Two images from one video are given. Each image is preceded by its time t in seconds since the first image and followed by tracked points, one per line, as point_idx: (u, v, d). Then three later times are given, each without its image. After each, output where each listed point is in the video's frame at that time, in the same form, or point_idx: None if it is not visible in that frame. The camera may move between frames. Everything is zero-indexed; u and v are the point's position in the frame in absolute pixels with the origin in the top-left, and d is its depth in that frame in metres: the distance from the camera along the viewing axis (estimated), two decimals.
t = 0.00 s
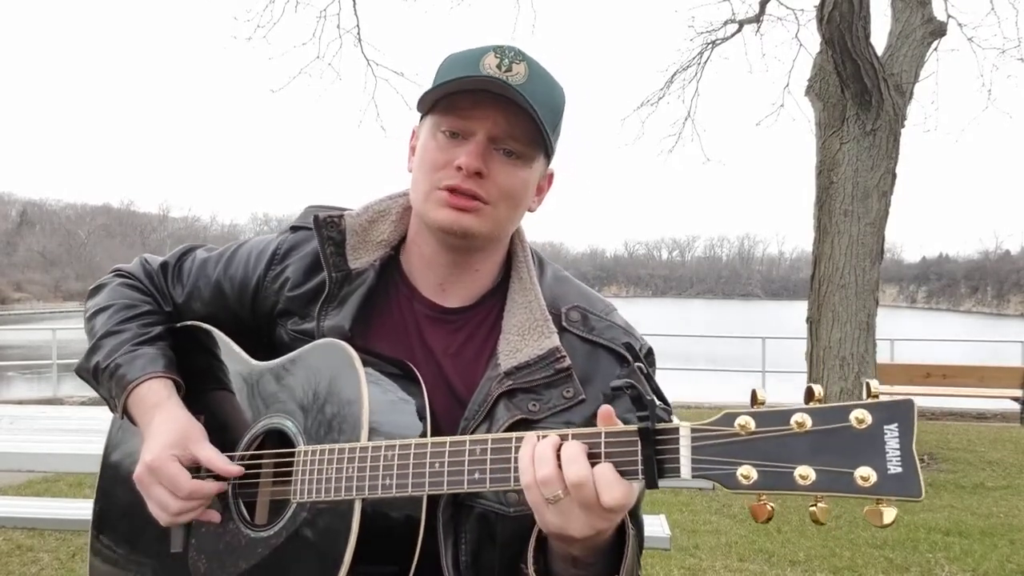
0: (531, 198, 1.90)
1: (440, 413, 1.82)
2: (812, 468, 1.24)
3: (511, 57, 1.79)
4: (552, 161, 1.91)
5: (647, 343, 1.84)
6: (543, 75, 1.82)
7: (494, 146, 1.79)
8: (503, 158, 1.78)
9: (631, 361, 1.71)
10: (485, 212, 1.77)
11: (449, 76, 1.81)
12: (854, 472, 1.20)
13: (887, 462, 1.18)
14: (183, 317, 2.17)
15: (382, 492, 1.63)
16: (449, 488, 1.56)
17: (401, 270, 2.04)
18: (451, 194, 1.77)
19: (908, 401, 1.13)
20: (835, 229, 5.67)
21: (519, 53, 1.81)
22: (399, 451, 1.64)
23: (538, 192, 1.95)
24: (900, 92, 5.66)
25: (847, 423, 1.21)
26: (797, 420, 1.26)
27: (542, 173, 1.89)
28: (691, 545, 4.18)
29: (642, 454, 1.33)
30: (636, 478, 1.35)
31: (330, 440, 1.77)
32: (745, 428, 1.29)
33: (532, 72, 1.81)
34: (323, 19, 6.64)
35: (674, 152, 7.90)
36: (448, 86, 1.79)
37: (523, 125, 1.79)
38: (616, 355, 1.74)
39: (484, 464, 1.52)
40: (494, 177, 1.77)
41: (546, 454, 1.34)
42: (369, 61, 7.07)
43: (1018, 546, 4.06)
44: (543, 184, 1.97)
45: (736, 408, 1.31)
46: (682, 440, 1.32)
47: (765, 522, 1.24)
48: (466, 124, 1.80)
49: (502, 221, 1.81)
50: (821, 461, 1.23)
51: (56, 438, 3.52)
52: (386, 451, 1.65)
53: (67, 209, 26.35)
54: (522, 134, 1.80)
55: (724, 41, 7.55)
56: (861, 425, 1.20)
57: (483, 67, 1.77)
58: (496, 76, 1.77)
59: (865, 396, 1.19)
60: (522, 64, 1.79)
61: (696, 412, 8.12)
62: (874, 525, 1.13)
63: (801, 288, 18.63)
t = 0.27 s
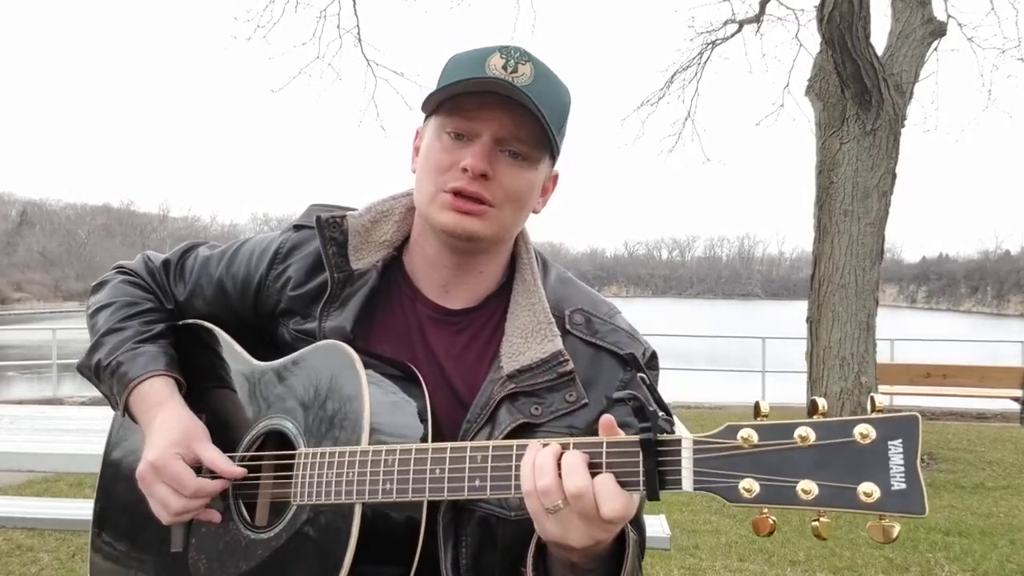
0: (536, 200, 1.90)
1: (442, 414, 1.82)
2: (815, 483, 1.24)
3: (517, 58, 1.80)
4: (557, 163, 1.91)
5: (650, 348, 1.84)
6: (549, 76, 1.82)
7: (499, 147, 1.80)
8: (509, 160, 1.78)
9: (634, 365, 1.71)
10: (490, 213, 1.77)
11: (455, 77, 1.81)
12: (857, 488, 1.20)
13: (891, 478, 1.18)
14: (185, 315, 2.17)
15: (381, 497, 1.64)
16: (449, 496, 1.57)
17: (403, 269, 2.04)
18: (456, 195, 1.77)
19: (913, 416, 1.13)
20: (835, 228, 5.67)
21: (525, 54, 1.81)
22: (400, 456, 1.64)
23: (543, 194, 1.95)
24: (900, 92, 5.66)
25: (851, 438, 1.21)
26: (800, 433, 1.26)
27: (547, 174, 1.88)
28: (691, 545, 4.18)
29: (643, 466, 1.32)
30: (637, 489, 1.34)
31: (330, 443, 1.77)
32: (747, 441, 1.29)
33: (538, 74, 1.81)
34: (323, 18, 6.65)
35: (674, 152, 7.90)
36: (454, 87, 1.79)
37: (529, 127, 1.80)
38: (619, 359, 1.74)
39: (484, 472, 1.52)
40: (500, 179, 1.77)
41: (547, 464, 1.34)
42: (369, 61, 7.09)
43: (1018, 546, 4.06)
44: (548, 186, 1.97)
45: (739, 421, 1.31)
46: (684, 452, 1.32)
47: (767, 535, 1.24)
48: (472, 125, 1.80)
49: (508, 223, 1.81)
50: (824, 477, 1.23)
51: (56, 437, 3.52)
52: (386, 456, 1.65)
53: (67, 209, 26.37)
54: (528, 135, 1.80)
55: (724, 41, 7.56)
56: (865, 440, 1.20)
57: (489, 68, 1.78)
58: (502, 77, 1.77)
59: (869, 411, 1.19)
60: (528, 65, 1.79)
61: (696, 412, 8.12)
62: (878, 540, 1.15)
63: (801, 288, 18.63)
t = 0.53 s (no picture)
0: (538, 201, 1.90)
1: (443, 415, 1.82)
2: (817, 487, 1.24)
3: (519, 59, 1.80)
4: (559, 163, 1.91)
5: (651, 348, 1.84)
6: (550, 76, 1.82)
7: (501, 148, 1.79)
8: (511, 161, 1.78)
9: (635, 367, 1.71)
10: (492, 216, 1.77)
11: (456, 78, 1.81)
12: (859, 492, 1.20)
13: (892, 483, 1.19)
14: (185, 314, 2.17)
15: (382, 498, 1.64)
16: (449, 498, 1.57)
17: (404, 270, 2.04)
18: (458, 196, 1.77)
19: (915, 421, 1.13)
20: (835, 229, 5.67)
21: (527, 55, 1.82)
22: (400, 458, 1.64)
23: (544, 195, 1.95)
24: (900, 92, 5.66)
25: (853, 443, 1.21)
26: (802, 438, 1.26)
27: (549, 176, 1.89)
28: (691, 545, 4.18)
29: (644, 470, 1.32)
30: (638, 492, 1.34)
31: (330, 443, 1.77)
32: (749, 446, 1.29)
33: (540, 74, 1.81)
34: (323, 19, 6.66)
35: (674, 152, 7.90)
36: (456, 88, 1.79)
37: (531, 128, 1.80)
38: (620, 361, 1.74)
39: (485, 474, 1.52)
40: (502, 180, 1.77)
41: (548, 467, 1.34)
42: (368, 61, 7.11)
43: (1018, 546, 4.06)
44: (549, 187, 1.97)
45: (741, 425, 1.31)
46: (685, 456, 1.32)
47: (768, 540, 1.25)
48: (474, 126, 1.80)
49: (509, 224, 1.81)
50: (825, 481, 1.23)
51: (56, 437, 3.52)
52: (387, 457, 1.65)
53: (67, 209, 26.37)
54: (530, 136, 1.80)
55: (724, 41, 7.56)
56: (867, 445, 1.20)
57: (491, 69, 1.78)
58: (504, 78, 1.77)
59: (871, 416, 1.19)
60: (531, 66, 1.79)
61: (696, 412, 8.12)
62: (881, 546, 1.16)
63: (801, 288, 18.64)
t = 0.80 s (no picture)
0: (536, 200, 1.90)
1: (442, 415, 1.82)
2: (815, 486, 1.23)
3: (516, 57, 1.80)
4: (557, 162, 1.91)
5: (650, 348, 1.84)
6: (547, 75, 1.82)
7: (498, 146, 1.79)
8: (508, 159, 1.78)
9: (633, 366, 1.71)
10: (488, 213, 1.77)
11: (453, 77, 1.81)
12: (858, 491, 1.20)
13: (891, 481, 1.18)
14: (185, 314, 2.17)
15: (382, 498, 1.64)
16: (449, 497, 1.56)
17: (403, 269, 2.04)
18: (455, 195, 1.77)
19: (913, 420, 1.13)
20: (835, 229, 5.66)
21: (524, 53, 1.82)
22: (400, 457, 1.64)
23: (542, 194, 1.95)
24: (900, 92, 5.66)
25: (852, 441, 1.21)
26: (801, 436, 1.25)
27: (546, 175, 1.88)
28: (692, 546, 4.18)
29: (643, 469, 1.33)
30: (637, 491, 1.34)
31: (330, 443, 1.76)
32: (747, 444, 1.29)
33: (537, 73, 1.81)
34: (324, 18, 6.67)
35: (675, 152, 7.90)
36: (452, 87, 1.80)
37: (527, 126, 1.80)
38: (618, 361, 1.74)
39: (484, 473, 1.52)
40: (498, 178, 1.77)
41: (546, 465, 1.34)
42: (369, 62, 7.08)
43: (1019, 547, 4.06)
44: (548, 185, 1.97)
45: (739, 424, 1.31)
46: (684, 455, 1.32)
47: (767, 538, 1.25)
48: (470, 125, 1.80)
49: (507, 222, 1.80)
50: (824, 480, 1.23)
51: (56, 438, 3.52)
52: (386, 456, 1.65)
53: (67, 209, 26.36)
54: (527, 134, 1.80)
55: (724, 41, 7.55)
56: (866, 443, 1.20)
57: (487, 68, 1.78)
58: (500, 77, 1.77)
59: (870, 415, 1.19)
60: (527, 64, 1.79)
61: (696, 412, 8.12)
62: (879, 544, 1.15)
63: (801, 288, 18.64)
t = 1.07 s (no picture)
0: (534, 199, 1.90)
1: (442, 414, 1.82)
2: (815, 477, 1.24)
3: (514, 58, 1.80)
4: (555, 162, 1.91)
5: (649, 347, 1.84)
6: (544, 75, 1.82)
7: (496, 146, 1.80)
8: (505, 159, 1.78)
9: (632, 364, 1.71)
10: (485, 212, 1.77)
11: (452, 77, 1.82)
12: (857, 481, 1.20)
13: (889, 471, 1.18)
14: (185, 315, 2.17)
15: (382, 494, 1.64)
16: (450, 493, 1.56)
17: (402, 269, 2.04)
18: (452, 195, 1.77)
19: (911, 410, 1.13)
20: (835, 229, 5.66)
21: (522, 54, 1.82)
22: (400, 454, 1.64)
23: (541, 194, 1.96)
24: (900, 92, 5.66)
25: (850, 432, 1.21)
26: (800, 428, 1.25)
27: (545, 174, 1.88)
28: (691, 545, 4.18)
29: (643, 461, 1.32)
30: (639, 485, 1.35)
31: (330, 442, 1.77)
32: (746, 436, 1.29)
33: (534, 73, 1.81)
34: (324, 18, 6.69)
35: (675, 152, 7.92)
36: (450, 87, 1.80)
37: (524, 126, 1.80)
38: (617, 360, 1.75)
39: (484, 469, 1.52)
40: (496, 178, 1.77)
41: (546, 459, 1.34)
42: (369, 61, 7.07)
43: (1018, 546, 4.06)
44: (546, 185, 1.97)
45: (738, 416, 1.31)
46: (684, 448, 1.32)
47: (767, 530, 1.24)
48: (468, 124, 1.81)
49: (505, 222, 1.80)
50: (823, 470, 1.24)
51: (56, 438, 3.52)
52: (387, 453, 1.65)
53: (67, 209, 26.36)
54: (524, 134, 1.80)
55: (724, 41, 7.56)
56: (864, 434, 1.20)
57: (485, 68, 1.78)
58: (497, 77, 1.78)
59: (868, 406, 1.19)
60: (525, 64, 1.79)
61: (695, 412, 8.12)
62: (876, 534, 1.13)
63: (801, 288, 18.64)
